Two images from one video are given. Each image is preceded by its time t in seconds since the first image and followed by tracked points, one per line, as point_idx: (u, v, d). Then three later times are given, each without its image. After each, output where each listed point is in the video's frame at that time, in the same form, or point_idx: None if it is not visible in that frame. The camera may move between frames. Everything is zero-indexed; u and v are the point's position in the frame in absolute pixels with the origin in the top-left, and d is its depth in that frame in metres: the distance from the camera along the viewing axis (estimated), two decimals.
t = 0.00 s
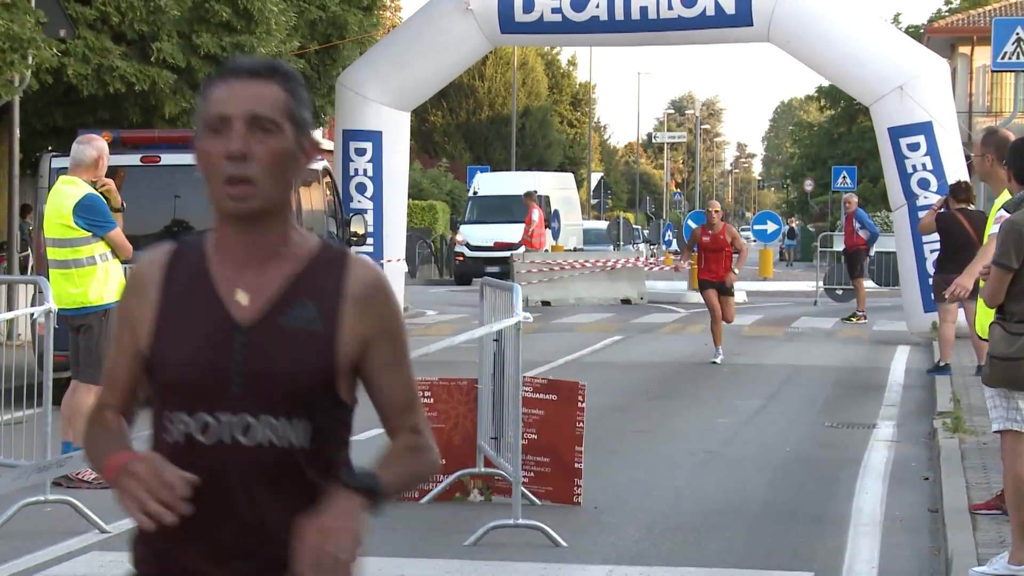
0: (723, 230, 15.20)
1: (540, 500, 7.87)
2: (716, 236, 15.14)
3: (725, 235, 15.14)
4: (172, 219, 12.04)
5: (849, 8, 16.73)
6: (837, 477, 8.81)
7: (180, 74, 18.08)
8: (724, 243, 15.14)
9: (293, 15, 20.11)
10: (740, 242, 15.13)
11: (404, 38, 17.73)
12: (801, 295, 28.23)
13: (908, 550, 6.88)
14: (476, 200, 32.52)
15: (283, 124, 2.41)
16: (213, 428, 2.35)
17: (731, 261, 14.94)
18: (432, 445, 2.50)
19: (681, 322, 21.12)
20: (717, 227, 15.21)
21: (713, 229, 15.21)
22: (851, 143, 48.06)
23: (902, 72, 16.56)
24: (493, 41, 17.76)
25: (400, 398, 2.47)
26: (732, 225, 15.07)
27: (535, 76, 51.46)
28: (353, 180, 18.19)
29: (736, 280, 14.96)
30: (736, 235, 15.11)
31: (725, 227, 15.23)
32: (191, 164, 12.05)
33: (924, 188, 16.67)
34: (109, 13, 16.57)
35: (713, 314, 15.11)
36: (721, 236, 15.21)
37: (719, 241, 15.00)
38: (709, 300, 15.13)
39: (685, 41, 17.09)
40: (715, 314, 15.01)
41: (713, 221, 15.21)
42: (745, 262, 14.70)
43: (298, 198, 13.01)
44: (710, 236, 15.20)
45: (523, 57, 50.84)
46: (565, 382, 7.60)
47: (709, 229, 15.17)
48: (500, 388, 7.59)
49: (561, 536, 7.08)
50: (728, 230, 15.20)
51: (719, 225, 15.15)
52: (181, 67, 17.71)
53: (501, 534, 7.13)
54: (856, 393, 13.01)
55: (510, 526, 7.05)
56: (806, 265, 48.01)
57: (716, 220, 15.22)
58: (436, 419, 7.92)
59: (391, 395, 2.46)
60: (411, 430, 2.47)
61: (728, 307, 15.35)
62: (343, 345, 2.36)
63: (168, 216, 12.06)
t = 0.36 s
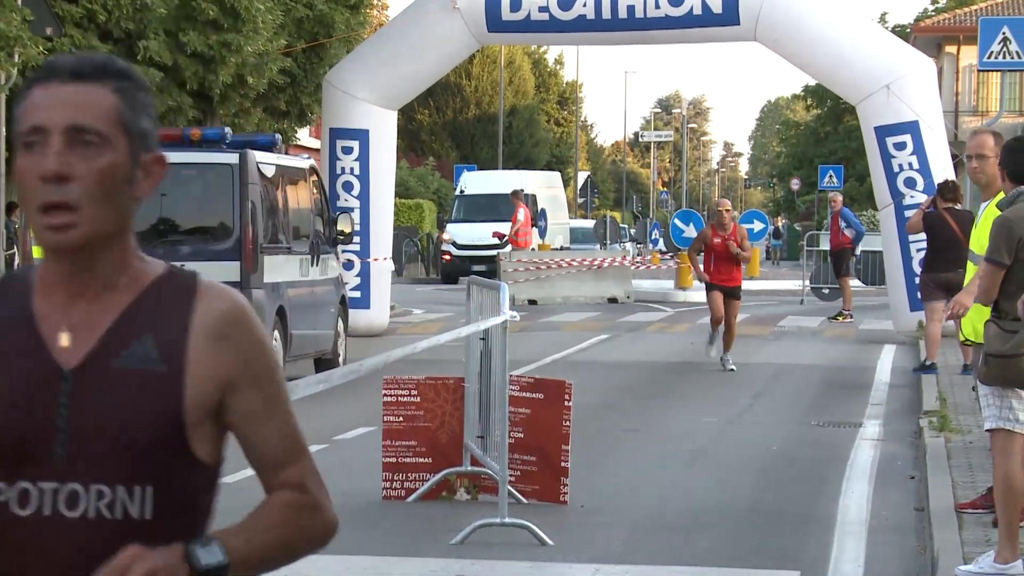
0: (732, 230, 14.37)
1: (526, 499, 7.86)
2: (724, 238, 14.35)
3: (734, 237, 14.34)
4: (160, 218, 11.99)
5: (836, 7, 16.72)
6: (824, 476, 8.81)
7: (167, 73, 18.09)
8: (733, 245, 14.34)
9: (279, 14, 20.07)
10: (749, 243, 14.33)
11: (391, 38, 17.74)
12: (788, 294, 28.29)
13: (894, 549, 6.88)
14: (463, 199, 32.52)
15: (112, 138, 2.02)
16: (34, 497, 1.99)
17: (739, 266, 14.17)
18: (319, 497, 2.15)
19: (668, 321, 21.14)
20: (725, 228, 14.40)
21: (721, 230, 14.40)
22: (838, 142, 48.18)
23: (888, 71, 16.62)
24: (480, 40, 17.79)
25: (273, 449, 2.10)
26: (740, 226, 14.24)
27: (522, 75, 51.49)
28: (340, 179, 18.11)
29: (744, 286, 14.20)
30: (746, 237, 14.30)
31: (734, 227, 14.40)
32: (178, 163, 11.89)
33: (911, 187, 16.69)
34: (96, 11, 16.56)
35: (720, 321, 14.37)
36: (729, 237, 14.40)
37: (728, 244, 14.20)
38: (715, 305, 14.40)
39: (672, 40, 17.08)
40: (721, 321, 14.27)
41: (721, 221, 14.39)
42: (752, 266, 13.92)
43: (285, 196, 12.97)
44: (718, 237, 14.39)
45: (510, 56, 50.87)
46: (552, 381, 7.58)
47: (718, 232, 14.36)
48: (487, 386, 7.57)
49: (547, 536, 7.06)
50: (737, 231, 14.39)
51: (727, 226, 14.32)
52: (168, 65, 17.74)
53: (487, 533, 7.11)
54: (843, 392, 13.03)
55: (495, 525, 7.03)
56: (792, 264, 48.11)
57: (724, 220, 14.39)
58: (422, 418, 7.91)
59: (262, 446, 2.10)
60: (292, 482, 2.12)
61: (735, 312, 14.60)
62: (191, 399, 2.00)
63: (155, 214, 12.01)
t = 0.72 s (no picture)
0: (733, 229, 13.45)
1: (513, 498, 7.85)
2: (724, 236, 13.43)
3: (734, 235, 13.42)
4: (145, 216, 11.92)
5: (822, 6, 16.73)
6: (811, 474, 8.81)
7: (153, 72, 17.94)
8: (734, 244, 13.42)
9: (264, 13, 19.99)
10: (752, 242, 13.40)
11: (377, 37, 17.70)
12: (775, 292, 28.34)
13: (881, 547, 6.88)
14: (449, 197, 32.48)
15: None
16: None
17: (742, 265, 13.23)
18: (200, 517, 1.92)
19: (655, 319, 21.15)
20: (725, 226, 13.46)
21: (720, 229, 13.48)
22: (825, 140, 48.31)
23: (874, 69, 16.65)
24: (465, 38, 17.78)
25: (144, 471, 1.84)
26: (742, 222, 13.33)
27: (507, 74, 51.47)
28: (326, 177, 18.08)
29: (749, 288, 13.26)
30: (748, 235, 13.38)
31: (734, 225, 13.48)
32: (165, 161, 11.96)
33: (897, 186, 16.72)
34: (81, 10, 16.47)
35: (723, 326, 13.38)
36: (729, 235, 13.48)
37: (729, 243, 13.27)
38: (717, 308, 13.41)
39: (659, 39, 17.05)
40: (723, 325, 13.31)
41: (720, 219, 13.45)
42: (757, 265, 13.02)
43: (270, 195, 12.92)
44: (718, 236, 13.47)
45: (495, 55, 50.82)
46: (539, 380, 7.55)
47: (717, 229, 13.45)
48: (474, 385, 7.54)
49: (535, 535, 7.03)
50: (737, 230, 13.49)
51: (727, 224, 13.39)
52: (154, 63, 17.63)
53: (474, 532, 7.08)
54: (829, 390, 13.04)
55: (482, 524, 7.00)
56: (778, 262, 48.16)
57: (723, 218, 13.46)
58: (408, 416, 7.89)
59: (134, 470, 1.83)
60: (166, 505, 1.87)
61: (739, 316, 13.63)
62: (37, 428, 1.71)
63: (140, 213, 11.93)
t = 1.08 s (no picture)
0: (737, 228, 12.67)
1: (508, 496, 7.86)
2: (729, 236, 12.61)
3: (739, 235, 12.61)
4: (140, 216, 11.91)
5: (817, 4, 16.74)
6: (807, 473, 8.82)
7: (148, 71, 17.93)
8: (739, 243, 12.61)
9: (260, 11, 19.96)
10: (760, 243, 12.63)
11: (373, 36, 17.69)
12: (770, 291, 28.36)
13: (877, 545, 6.89)
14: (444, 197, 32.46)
15: None
16: None
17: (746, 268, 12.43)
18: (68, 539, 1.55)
19: (651, 319, 21.16)
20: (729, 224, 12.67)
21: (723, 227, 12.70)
22: (820, 140, 48.32)
23: (870, 67, 16.68)
24: (461, 37, 17.77)
25: None
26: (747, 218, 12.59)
27: (503, 73, 51.44)
28: (321, 176, 18.07)
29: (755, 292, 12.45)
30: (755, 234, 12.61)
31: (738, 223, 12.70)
32: (158, 161, 11.97)
33: (892, 185, 16.70)
34: (76, 9, 16.46)
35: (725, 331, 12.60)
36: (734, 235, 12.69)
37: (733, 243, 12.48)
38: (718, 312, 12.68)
39: (654, 38, 17.04)
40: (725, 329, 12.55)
41: (724, 217, 12.68)
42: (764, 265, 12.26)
43: (266, 194, 12.91)
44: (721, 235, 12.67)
45: (491, 54, 50.78)
46: (534, 379, 7.54)
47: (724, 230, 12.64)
48: (469, 385, 7.52)
49: (531, 533, 7.04)
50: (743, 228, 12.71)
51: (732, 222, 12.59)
52: (149, 63, 17.61)
53: (470, 531, 7.08)
54: (825, 389, 13.05)
55: (478, 523, 7.00)
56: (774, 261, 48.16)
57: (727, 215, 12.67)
58: (404, 415, 7.87)
59: None
60: None
61: (741, 321, 12.87)
62: None
63: (136, 212, 11.93)
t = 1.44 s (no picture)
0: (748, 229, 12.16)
1: (509, 494, 7.86)
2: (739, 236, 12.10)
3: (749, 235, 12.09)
4: (140, 213, 11.90)
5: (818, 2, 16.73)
6: (807, 471, 8.82)
7: (148, 68, 17.92)
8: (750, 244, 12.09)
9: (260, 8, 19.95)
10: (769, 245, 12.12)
11: (373, 33, 17.68)
12: (771, 289, 28.36)
13: (877, 543, 6.89)
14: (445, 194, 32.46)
15: None
16: None
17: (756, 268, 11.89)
18: None
19: (651, 316, 21.15)
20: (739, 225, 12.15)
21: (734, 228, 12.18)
22: (821, 137, 48.32)
23: (871, 64, 16.66)
24: (461, 35, 17.75)
25: None
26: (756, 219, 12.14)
27: (504, 70, 51.42)
28: (322, 174, 18.07)
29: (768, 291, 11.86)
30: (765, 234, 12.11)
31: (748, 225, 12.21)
32: (158, 158, 11.96)
33: (893, 182, 16.70)
34: (77, 6, 16.46)
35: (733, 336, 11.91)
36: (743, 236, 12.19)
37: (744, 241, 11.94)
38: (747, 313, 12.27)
39: (654, 35, 17.03)
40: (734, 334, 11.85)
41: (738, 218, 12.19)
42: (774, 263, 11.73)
43: (266, 191, 12.91)
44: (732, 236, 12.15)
45: (492, 51, 50.77)
46: (535, 376, 7.54)
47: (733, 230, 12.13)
48: (469, 383, 7.52)
49: (531, 531, 7.04)
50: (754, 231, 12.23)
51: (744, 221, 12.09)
52: (149, 60, 17.61)
53: (470, 528, 7.09)
54: (826, 387, 13.05)
55: (478, 520, 7.02)
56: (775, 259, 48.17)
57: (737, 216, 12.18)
58: (404, 413, 7.87)
59: None
60: None
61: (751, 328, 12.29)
62: None
63: (136, 210, 11.93)
